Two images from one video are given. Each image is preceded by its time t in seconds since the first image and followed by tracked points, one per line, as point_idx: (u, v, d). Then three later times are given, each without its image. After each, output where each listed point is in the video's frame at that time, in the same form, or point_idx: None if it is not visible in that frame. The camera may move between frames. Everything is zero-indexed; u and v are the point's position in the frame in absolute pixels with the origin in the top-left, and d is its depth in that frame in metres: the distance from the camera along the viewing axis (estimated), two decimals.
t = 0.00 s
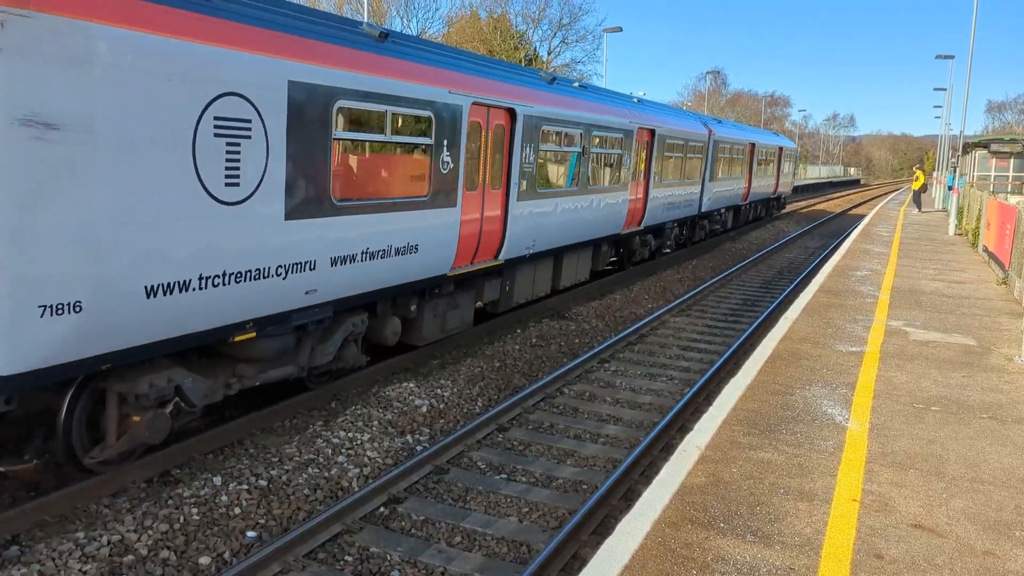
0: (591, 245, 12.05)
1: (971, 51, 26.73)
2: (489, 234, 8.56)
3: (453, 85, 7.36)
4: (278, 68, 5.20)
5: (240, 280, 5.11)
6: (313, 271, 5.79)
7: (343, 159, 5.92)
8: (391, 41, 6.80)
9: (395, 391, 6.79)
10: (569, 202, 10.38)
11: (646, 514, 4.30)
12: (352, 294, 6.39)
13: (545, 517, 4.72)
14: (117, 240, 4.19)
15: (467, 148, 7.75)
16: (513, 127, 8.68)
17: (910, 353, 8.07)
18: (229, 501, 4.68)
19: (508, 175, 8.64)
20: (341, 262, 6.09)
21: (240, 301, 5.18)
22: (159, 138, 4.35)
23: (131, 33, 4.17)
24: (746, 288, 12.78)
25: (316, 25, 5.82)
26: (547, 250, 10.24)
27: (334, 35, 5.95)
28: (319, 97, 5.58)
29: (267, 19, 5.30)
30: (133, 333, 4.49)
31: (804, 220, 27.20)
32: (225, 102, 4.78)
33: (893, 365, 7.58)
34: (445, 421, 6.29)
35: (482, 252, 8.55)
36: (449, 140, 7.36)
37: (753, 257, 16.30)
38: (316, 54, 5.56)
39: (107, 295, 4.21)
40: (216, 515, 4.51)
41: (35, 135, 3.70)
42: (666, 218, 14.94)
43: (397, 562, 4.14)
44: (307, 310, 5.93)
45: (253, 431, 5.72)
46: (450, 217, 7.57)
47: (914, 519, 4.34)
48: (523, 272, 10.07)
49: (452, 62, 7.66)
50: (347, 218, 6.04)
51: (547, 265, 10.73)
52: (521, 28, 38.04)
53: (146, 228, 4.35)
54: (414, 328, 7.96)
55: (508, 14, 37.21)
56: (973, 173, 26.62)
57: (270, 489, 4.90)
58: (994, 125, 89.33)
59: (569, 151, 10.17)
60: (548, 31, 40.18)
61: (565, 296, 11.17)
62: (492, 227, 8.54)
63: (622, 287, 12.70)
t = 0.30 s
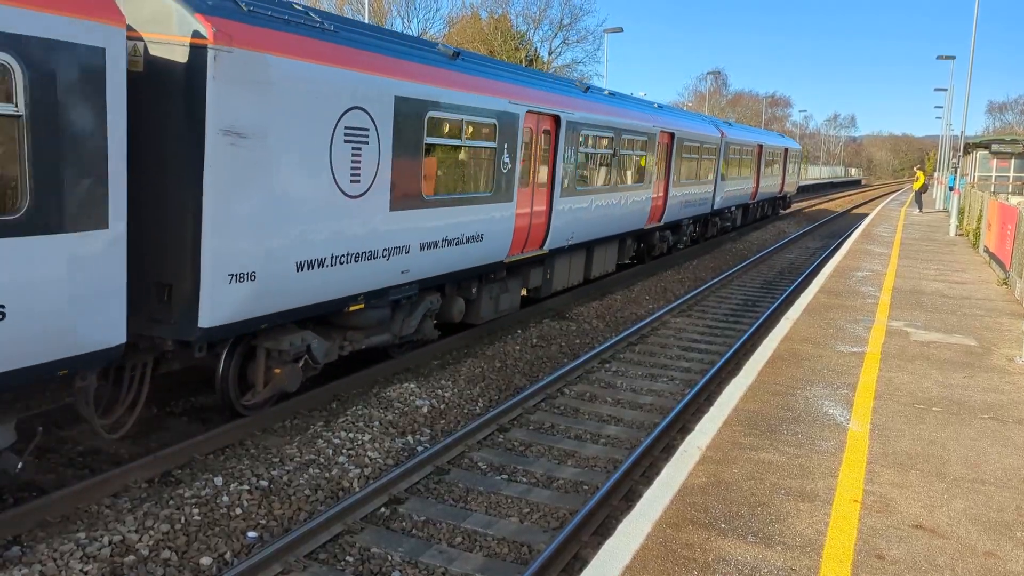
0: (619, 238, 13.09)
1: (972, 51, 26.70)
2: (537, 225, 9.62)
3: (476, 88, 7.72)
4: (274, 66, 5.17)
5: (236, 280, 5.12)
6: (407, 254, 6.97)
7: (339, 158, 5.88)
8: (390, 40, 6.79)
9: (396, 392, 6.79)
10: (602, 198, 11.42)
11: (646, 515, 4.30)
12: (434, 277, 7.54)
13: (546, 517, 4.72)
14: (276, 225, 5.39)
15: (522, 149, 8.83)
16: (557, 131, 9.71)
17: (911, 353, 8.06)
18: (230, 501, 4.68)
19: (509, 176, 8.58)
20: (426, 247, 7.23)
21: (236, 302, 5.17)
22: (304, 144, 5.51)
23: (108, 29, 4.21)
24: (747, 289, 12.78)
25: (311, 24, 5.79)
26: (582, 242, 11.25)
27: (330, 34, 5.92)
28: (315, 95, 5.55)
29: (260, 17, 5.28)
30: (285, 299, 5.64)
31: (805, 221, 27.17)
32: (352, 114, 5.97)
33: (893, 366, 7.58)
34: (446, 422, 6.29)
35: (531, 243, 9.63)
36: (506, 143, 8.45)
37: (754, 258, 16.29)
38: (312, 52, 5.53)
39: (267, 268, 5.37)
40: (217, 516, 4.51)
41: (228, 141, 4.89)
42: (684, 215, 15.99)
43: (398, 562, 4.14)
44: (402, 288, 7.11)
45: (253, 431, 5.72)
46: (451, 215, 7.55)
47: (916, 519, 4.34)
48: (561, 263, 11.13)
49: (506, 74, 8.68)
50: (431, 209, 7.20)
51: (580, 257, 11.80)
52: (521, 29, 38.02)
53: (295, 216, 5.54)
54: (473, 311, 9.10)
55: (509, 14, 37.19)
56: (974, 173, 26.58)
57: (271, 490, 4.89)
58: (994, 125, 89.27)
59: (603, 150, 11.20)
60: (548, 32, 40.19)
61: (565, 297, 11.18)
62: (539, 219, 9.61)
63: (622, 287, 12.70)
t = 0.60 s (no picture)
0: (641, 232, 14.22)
1: (975, 50, 26.64)
2: (572, 218, 10.69)
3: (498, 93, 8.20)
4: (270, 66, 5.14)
5: (229, 280, 5.11)
6: (473, 241, 8.11)
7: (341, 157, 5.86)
8: (391, 40, 6.81)
9: (397, 391, 6.80)
10: (629, 195, 12.50)
11: (648, 516, 4.29)
12: (478, 265, 8.41)
13: (548, 517, 4.72)
14: (381, 216, 6.49)
15: (564, 150, 9.92)
16: (592, 135, 10.79)
17: (913, 353, 8.05)
18: (231, 501, 4.69)
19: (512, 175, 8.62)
20: (486, 236, 8.34)
21: (229, 301, 5.17)
22: (401, 147, 6.59)
23: (116, 29, 4.11)
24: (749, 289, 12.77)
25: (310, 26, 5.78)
26: (611, 235, 12.37)
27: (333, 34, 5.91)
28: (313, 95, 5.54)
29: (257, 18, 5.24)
30: (387, 277, 6.79)
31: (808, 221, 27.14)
32: (436, 122, 7.10)
33: (895, 366, 7.57)
34: (447, 422, 6.29)
35: (571, 235, 10.83)
36: (551, 146, 9.57)
37: (756, 258, 16.27)
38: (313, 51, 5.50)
39: (377, 250, 6.52)
40: (218, 516, 4.52)
41: (353, 146, 5.95)
42: (701, 213, 17.09)
43: (399, 562, 4.14)
44: (469, 271, 8.30)
45: (255, 431, 5.73)
46: (450, 214, 7.56)
47: (917, 520, 4.33)
48: (592, 253, 12.21)
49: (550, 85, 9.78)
50: (492, 203, 8.32)
51: (609, 250, 12.91)
52: (524, 29, 38.01)
53: (395, 207, 6.65)
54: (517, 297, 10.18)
55: (511, 13, 37.19)
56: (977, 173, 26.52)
57: (272, 489, 4.90)
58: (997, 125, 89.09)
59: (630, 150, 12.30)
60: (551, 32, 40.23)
61: (567, 297, 11.19)
62: (575, 212, 10.69)
63: (624, 287, 12.70)
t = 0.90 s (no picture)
0: (664, 228, 15.20)
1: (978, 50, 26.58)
2: (606, 214, 11.59)
3: (522, 96, 8.60)
4: (264, 62, 5.13)
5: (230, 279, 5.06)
6: (526, 231, 9.21)
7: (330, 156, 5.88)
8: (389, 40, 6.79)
9: (400, 391, 6.80)
10: (654, 191, 13.40)
11: (650, 516, 4.28)
12: (484, 263, 8.47)
13: (549, 517, 4.71)
14: (456, 209, 7.64)
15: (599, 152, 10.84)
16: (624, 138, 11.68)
17: (916, 353, 8.04)
18: (233, 501, 4.69)
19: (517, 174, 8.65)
20: (537, 227, 9.43)
21: (232, 302, 5.13)
22: (473, 151, 7.76)
23: (108, 26, 4.07)
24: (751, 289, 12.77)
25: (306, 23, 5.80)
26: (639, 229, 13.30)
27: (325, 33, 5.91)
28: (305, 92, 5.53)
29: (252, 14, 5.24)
30: (460, 261, 7.94)
31: (811, 221, 27.13)
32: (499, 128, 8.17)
33: (898, 366, 7.56)
34: (449, 422, 6.29)
35: (605, 229, 11.86)
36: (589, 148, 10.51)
37: (758, 258, 16.26)
38: (305, 48, 5.50)
39: (454, 238, 7.67)
40: (220, 515, 4.52)
41: (436, 150, 7.10)
42: (715, 210, 17.98)
43: (401, 562, 4.14)
44: (522, 258, 9.39)
45: (258, 431, 5.73)
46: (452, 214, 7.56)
47: (920, 520, 4.33)
48: (621, 247, 13.19)
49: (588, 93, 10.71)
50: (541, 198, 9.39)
51: (635, 242, 13.88)
52: (526, 29, 38.00)
53: (465, 202, 7.78)
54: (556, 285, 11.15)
55: (514, 14, 37.19)
56: (981, 174, 26.48)
57: (275, 489, 4.91)
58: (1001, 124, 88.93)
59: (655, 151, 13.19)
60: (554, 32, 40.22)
61: (570, 297, 11.18)
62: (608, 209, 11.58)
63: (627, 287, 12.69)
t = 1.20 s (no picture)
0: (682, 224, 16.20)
1: (980, 48, 26.54)
2: (631, 210, 12.55)
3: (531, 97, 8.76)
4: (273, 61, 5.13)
5: (235, 277, 5.04)
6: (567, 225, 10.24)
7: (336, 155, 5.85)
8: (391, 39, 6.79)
9: (401, 391, 6.79)
10: (674, 189, 14.41)
11: (652, 515, 4.28)
12: (487, 263, 8.46)
13: (550, 517, 4.71)
14: (514, 204, 8.70)
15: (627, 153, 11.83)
16: (648, 139, 12.62)
17: (918, 353, 8.03)
18: (234, 500, 4.69)
19: (518, 174, 8.63)
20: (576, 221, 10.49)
21: (240, 300, 5.14)
22: (530, 154, 8.83)
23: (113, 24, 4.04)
24: (752, 288, 12.76)
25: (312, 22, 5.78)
26: (661, 224, 14.27)
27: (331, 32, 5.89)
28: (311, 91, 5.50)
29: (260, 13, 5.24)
30: (516, 251, 8.99)
31: (813, 220, 27.11)
32: (549, 132, 9.20)
33: (899, 365, 7.55)
34: (450, 421, 6.28)
35: (633, 224, 12.89)
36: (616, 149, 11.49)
37: (760, 257, 16.25)
38: (310, 46, 5.47)
39: (511, 230, 8.73)
40: (221, 515, 4.53)
41: (500, 152, 8.21)
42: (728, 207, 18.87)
43: (401, 562, 4.13)
44: (565, 249, 10.46)
45: (258, 431, 5.73)
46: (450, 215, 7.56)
47: (921, 520, 4.32)
48: (646, 240, 14.22)
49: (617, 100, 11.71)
50: (580, 194, 10.42)
51: (657, 236, 14.89)
52: (527, 28, 38.03)
53: (521, 198, 8.81)
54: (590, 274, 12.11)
55: (515, 13, 37.23)
56: (982, 173, 26.44)
57: (275, 488, 4.90)
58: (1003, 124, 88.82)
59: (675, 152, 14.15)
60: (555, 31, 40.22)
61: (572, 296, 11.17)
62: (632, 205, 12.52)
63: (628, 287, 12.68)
